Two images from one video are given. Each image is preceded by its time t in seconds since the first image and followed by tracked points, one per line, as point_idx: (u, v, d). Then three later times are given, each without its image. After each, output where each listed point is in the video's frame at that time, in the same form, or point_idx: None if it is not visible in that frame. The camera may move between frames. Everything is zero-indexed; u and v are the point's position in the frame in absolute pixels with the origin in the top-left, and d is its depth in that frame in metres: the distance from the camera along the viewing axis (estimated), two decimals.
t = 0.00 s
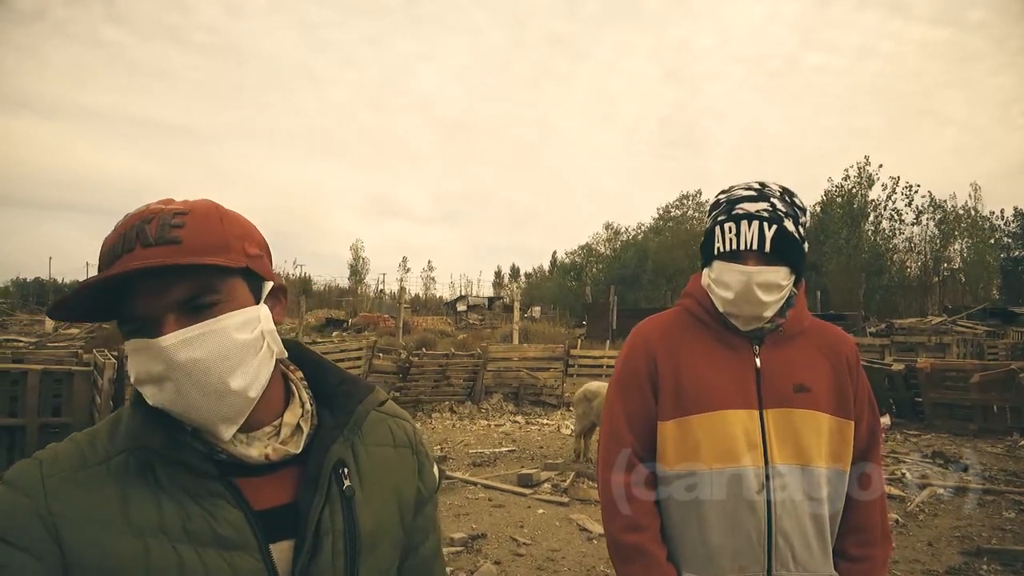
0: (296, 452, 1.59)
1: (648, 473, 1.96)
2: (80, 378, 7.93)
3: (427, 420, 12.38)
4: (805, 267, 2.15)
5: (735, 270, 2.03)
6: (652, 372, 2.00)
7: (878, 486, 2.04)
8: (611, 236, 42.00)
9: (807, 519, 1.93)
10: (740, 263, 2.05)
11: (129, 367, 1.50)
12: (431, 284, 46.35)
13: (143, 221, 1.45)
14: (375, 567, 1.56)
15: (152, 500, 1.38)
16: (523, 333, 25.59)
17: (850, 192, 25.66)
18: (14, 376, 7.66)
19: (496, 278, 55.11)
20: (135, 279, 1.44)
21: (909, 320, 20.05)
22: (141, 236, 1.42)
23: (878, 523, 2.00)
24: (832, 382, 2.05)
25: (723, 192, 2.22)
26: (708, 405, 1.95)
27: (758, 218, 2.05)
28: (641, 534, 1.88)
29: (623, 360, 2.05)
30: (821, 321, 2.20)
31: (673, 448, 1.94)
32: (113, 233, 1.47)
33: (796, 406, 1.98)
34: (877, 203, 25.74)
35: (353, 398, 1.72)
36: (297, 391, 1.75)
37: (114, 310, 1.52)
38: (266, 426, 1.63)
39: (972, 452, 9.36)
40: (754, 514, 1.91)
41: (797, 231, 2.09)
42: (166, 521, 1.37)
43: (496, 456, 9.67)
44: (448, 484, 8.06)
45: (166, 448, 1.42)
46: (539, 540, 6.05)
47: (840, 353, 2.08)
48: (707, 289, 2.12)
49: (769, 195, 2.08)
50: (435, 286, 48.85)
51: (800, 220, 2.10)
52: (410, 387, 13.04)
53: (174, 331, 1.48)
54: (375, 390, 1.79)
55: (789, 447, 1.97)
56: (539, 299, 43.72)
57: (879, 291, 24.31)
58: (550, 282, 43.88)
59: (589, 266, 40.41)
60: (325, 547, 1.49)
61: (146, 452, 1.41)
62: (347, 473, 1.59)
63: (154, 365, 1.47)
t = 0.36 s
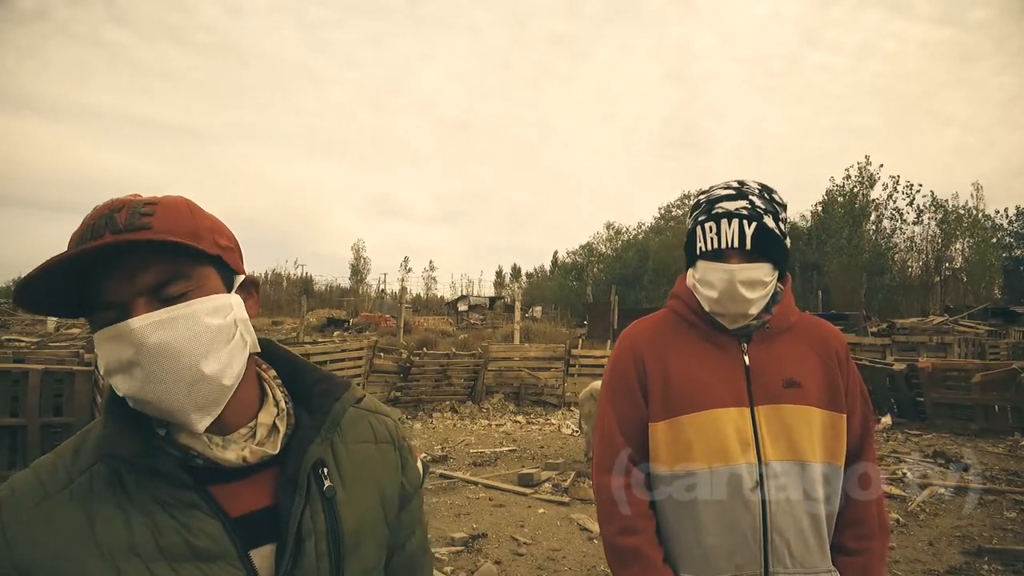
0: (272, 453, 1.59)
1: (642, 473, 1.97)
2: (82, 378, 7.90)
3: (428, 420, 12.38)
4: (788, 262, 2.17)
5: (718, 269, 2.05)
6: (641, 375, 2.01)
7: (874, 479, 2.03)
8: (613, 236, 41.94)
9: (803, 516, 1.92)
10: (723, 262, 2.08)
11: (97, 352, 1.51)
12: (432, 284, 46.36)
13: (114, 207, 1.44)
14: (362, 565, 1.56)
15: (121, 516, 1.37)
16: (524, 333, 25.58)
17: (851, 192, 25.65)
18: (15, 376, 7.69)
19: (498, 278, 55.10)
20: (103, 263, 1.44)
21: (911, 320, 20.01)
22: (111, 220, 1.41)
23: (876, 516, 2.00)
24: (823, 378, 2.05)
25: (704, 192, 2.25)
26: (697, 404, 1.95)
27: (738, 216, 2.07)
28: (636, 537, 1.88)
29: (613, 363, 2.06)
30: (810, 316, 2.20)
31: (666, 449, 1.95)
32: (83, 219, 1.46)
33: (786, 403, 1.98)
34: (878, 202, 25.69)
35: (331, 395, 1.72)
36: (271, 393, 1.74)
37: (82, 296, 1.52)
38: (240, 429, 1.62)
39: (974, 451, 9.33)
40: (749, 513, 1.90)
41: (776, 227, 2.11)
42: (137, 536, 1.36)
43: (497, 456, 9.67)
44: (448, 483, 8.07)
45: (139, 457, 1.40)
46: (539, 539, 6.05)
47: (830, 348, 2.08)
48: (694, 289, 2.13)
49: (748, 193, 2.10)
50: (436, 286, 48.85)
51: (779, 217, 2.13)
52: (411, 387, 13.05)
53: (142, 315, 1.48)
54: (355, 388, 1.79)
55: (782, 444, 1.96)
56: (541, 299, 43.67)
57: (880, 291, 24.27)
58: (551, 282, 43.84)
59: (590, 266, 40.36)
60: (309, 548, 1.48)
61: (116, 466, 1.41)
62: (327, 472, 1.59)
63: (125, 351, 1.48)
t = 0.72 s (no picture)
0: (287, 446, 1.58)
1: (641, 473, 1.97)
2: (83, 378, 7.97)
3: (429, 420, 12.39)
4: (780, 262, 2.19)
5: (710, 269, 2.05)
6: (637, 378, 2.01)
7: (872, 479, 2.02)
8: (614, 236, 41.91)
9: (803, 516, 1.92)
10: (715, 262, 2.08)
11: (141, 328, 1.55)
12: (434, 284, 46.36)
13: (182, 195, 1.56)
14: (361, 565, 1.55)
15: (140, 492, 1.38)
16: (526, 333, 25.57)
17: (853, 191, 25.62)
18: (17, 376, 7.69)
19: (499, 278, 55.11)
20: (163, 241, 1.53)
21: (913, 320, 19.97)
22: (179, 204, 1.53)
23: (876, 515, 1.99)
24: (819, 377, 2.05)
25: (695, 193, 2.24)
26: (694, 405, 1.95)
27: (729, 217, 2.07)
28: (636, 541, 1.87)
29: (608, 367, 2.07)
30: (804, 316, 2.21)
31: (664, 450, 1.94)
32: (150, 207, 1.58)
33: (783, 401, 1.99)
34: (880, 202, 25.63)
35: (343, 397, 1.73)
36: (289, 390, 1.76)
37: (137, 274, 1.60)
38: (258, 422, 1.62)
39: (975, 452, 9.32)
40: (750, 512, 1.89)
41: (767, 227, 2.11)
42: (152, 512, 1.37)
43: (498, 456, 9.67)
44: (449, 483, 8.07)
45: (162, 433, 1.42)
46: (541, 539, 6.05)
47: (824, 347, 2.08)
48: (687, 291, 2.13)
49: (738, 194, 2.10)
50: (438, 286, 48.88)
51: (769, 217, 2.12)
52: (412, 387, 13.06)
53: (195, 290, 1.55)
54: (366, 394, 1.79)
55: (779, 443, 1.96)
56: (543, 299, 43.67)
57: (883, 291, 24.22)
58: (552, 283, 43.83)
59: (592, 266, 40.31)
60: (312, 540, 1.48)
61: (139, 441, 1.42)
62: (335, 471, 1.59)
63: (171, 322, 1.53)
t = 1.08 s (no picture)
0: (321, 442, 1.60)
1: (646, 472, 1.98)
2: (86, 378, 7.99)
3: (431, 420, 12.41)
4: (782, 264, 2.18)
5: (713, 269, 2.06)
6: (642, 379, 2.01)
7: (873, 481, 2.04)
8: (616, 236, 41.88)
9: (808, 516, 1.92)
10: (717, 262, 2.08)
11: (217, 316, 1.62)
12: (435, 284, 46.36)
13: (273, 206, 1.65)
14: (369, 562, 1.55)
15: (195, 464, 1.41)
16: (527, 333, 25.58)
17: (856, 191, 25.59)
18: (20, 376, 7.69)
19: (500, 278, 55.10)
20: (256, 244, 1.62)
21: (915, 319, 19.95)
22: (274, 214, 1.62)
23: (877, 515, 2.01)
24: (821, 377, 2.06)
25: (700, 193, 2.24)
26: (699, 406, 1.95)
27: (732, 217, 2.08)
28: (640, 543, 1.87)
29: (612, 369, 2.07)
30: (805, 316, 2.21)
31: (670, 452, 1.94)
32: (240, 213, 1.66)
33: (787, 401, 1.99)
34: (882, 202, 25.58)
35: (373, 405, 1.75)
36: (326, 394, 1.80)
37: (219, 270, 1.68)
38: (300, 416, 1.67)
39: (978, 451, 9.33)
40: (756, 510, 1.90)
41: (771, 228, 2.12)
42: (203, 483, 1.40)
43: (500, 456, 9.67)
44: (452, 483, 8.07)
45: (223, 411, 1.45)
46: (543, 539, 6.05)
47: (825, 347, 2.10)
48: (689, 291, 2.14)
49: (743, 194, 2.10)
50: (439, 286, 48.80)
51: (773, 217, 2.13)
52: (415, 386, 13.06)
53: (274, 291, 1.63)
54: (395, 405, 1.80)
55: (785, 443, 1.97)
56: (544, 299, 43.68)
57: (885, 291, 24.18)
58: (554, 283, 43.81)
59: (593, 266, 40.28)
60: (332, 530, 1.50)
61: (199, 417, 1.46)
62: (359, 472, 1.61)
63: (249, 315, 1.61)
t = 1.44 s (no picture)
0: (329, 436, 1.63)
1: (654, 474, 1.98)
2: (90, 378, 8.03)
3: (434, 420, 12.43)
4: (782, 268, 2.19)
5: (714, 271, 2.07)
6: (648, 381, 2.01)
7: (871, 478, 2.07)
8: (618, 236, 41.87)
9: (814, 516, 1.94)
10: (718, 264, 2.09)
11: (241, 315, 1.69)
12: (437, 284, 46.40)
13: (298, 213, 1.70)
14: (370, 553, 1.58)
15: (209, 450, 1.46)
16: (529, 333, 25.59)
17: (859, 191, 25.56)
18: (25, 376, 7.73)
19: (503, 278, 55.13)
20: (284, 249, 1.68)
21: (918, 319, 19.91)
22: (299, 221, 1.67)
23: (878, 514, 2.03)
24: (822, 379, 2.09)
25: (700, 195, 2.25)
26: (705, 408, 1.96)
27: (735, 219, 2.09)
28: (652, 550, 1.87)
29: (617, 373, 2.07)
30: (806, 319, 2.24)
31: (677, 452, 1.94)
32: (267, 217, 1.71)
33: (790, 401, 2.01)
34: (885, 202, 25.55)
35: (383, 404, 1.76)
36: (340, 391, 1.81)
37: (246, 270, 1.74)
38: (312, 411, 1.69)
39: (981, 452, 9.31)
40: (763, 509, 1.90)
41: (772, 231, 2.13)
42: (214, 470, 1.45)
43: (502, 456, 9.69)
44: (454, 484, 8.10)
45: (239, 401, 1.50)
46: (546, 540, 6.07)
47: (823, 348, 2.13)
48: (689, 293, 2.15)
49: (744, 197, 2.12)
50: (441, 286, 48.84)
51: (774, 221, 2.14)
52: (417, 387, 13.09)
53: (296, 294, 1.69)
54: (401, 405, 1.81)
55: (792, 442, 1.98)
56: (546, 299, 43.66)
57: (888, 291, 24.14)
58: (556, 283, 43.82)
59: (595, 266, 40.26)
60: (335, 521, 1.53)
61: (216, 406, 1.51)
62: (365, 467, 1.63)
63: (273, 315, 1.67)
